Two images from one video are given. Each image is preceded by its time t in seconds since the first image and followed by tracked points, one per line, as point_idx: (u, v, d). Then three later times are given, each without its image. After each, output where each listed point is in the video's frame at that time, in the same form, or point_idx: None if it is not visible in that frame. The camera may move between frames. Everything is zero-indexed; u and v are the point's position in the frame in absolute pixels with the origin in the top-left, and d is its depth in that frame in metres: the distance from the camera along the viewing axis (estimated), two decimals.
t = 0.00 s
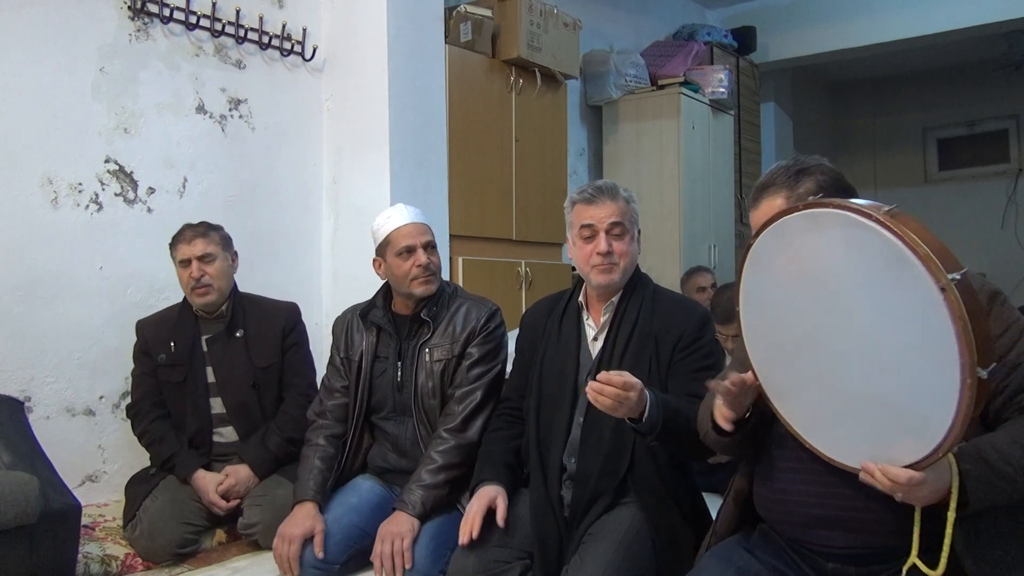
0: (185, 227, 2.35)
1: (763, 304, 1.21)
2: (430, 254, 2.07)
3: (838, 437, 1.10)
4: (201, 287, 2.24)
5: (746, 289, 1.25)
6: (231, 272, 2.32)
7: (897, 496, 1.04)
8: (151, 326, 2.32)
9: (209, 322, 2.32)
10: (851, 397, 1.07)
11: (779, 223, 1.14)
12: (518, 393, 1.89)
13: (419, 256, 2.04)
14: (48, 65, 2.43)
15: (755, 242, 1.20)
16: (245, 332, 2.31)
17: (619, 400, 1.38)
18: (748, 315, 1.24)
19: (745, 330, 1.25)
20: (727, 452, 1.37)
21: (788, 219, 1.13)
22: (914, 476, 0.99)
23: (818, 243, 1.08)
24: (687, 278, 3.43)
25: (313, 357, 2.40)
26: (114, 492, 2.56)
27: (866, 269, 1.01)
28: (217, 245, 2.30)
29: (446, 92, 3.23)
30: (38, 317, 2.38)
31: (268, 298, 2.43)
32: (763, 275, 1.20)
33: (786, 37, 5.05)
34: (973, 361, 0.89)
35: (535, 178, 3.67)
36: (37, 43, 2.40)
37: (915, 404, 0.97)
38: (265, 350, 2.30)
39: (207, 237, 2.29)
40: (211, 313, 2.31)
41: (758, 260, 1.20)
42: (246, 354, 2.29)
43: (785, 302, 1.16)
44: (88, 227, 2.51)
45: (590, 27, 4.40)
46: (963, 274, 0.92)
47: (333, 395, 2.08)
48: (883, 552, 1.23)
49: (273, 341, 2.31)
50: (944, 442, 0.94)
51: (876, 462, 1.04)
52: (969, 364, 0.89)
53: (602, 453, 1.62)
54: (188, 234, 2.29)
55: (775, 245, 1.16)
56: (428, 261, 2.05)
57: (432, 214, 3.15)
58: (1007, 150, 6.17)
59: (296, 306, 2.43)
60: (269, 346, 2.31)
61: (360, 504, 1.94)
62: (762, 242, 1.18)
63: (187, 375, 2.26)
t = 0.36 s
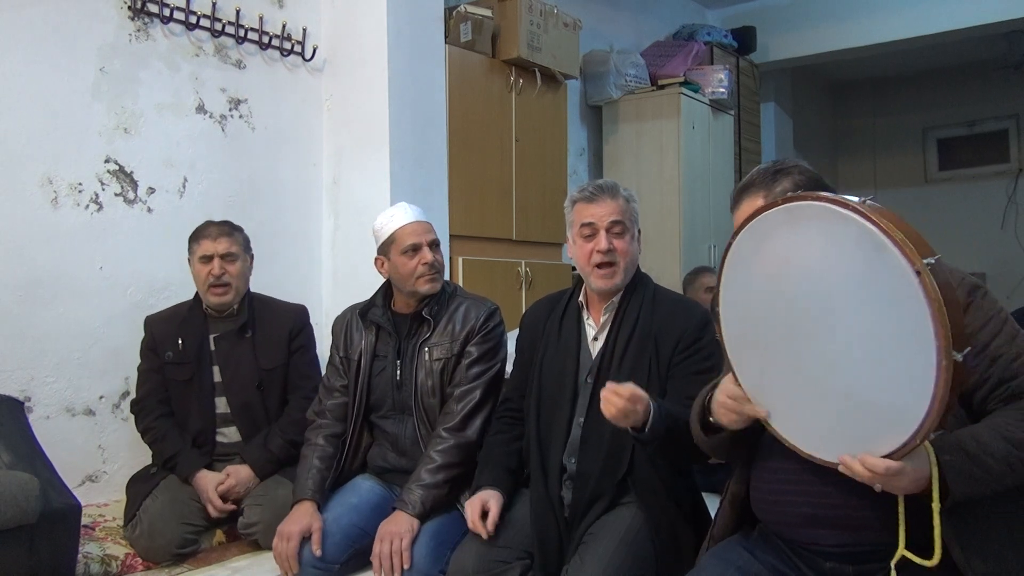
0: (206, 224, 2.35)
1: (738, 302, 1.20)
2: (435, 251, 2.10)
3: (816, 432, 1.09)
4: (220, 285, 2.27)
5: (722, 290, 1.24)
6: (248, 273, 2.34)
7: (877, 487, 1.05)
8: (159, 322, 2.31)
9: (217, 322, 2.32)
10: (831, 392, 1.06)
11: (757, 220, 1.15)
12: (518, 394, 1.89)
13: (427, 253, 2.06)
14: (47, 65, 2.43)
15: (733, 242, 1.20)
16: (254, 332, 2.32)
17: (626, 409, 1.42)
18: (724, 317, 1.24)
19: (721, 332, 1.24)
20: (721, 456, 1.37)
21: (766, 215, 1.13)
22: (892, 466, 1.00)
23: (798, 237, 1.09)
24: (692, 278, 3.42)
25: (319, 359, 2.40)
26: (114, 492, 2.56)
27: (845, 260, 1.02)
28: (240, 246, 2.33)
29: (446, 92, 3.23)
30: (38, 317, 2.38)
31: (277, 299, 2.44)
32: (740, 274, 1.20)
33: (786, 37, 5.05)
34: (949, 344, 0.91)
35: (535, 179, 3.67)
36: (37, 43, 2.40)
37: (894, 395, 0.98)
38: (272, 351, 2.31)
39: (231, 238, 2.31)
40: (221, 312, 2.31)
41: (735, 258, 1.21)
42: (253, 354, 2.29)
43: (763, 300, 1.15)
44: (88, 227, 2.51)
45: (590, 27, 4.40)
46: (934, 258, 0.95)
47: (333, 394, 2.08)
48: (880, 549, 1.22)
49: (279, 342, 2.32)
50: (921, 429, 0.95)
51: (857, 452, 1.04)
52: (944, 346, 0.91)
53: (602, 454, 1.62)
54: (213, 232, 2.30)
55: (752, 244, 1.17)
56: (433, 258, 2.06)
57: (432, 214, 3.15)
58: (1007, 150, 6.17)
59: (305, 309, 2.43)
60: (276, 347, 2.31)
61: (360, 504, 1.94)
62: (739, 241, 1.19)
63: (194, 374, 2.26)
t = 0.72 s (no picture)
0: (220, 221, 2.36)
1: (758, 302, 1.21)
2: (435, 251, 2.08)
3: (832, 434, 1.10)
4: (228, 281, 2.26)
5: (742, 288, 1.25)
6: (257, 271, 2.35)
7: (888, 493, 1.04)
8: (169, 316, 2.33)
9: (229, 319, 2.34)
10: (846, 395, 1.06)
11: (775, 220, 1.15)
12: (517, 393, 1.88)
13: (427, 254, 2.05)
14: (46, 65, 2.42)
15: (754, 240, 1.20)
16: (263, 329, 2.32)
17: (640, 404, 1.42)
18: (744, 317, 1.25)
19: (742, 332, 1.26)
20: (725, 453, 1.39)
21: (784, 216, 1.13)
22: (903, 473, 0.99)
23: (814, 239, 1.08)
24: (699, 278, 3.42)
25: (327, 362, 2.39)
26: (115, 491, 2.56)
27: (859, 264, 1.01)
28: (249, 244, 2.34)
29: (446, 92, 3.23)
30: (38, 316, 2.38)
31: (288, 300, 2.44)
32: (759, 274, 1.20)
33: (786, 37, 5.05)
34: (960, 355, 0.89)
35: (535, 179, 3.67)
36: (36, 42, 2.40)
37: (905, 401, 0.97)
38: (280, 350, 2.31)
39: (240, 234, 2.32)
40: (233, 310, 2.33)
41: (756, 258, 1.21)
42: (262, 352, 2.29)
43: (782, 301, 1.15)
44: (88, 227, 2.51)
45: (591, 27, 4.40)
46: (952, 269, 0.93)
47: (333, 393, 2.08)
48: (882, 550, 1.22)
49: (288, 341, 2.32)
50: (931, 438, 0.94)
51: (870, 458, 1.04)
52: (955, 358, 0.89)
53: (602, 455, 1.62)
54: (223, 228, 2.31)
55: (771, 243, 1.17)
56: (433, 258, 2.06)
57: (432, 214, 3.15)
58: (1007, 150, 6.17)
59: (315, 311, 2.43)
60: (284, 346, 2.31)
61: (360, 503, 1.94)
62: (759, 240, 1.19)
63: (202, 371, 2.26)
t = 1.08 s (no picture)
0: (241, 219, 2.39)
1: (769, 301, 1.21)
2: (430, 241, 2.10)
3: (838, 435, 1.11)
4: (246, 280, 2.28)
5: (753, 282, 1.25)
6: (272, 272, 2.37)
7: (891, 500, 1.05)
8: (174, 315, 2.32)
9: (235, 317, 2.35)
10: (852, 401, 1.08)
11: (785, 222, 1.13)
12: (515, 392, 1.87)
13: (420, 242, 2.07)
14: (45, 65, 2.42)
15: (763, 238, 1.20)
16: (272, 333, 2.33)
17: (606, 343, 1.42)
18: (755, 315, 1.25)
19: (753, 330, 1.26)
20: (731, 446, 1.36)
21: (793, 221, 1.12)
22: (907, 485, 1.01)
23: (823, 247, 1.07)
24: (699, 277, 3.42)
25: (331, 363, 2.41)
26: (114, 491, 2.56)
27: (869, 278, 1.01)
28: (269, 247, 2.37)
29: (446, 92, 3.23)
30: (38, 317, 2.38)
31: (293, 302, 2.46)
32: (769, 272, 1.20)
33: (786, 37, 5.05)
34: (968, 381, 0.90)
35: (535, 179, 3.67)
36: (36, 43, 2.40)
37: (912, 416, 0.98)
38: (285, 350, 2.32)
39: (262, 236, 2.35)
40: (240, 307, 2.34)
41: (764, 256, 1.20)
42: (268, 351, 2.30)
43: (791, 301, 1.16)
44: (88, 227, 2.51)
45: (591, 27, 4.40)
46: (965, 292, 0.92)
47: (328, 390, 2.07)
48: (884, 550, 1.23)
49: (293, 342, 2.33)
50: (938, 454, 0.96)
51: (875, 467, 1.05)
52: (965, 384, 0.90)
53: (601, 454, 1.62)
54: (247, 228, 2.34)
55: (780, 244, 1.16)
56: (427, 248, 2.08)
57: (432, 214, 3.15)
58: (1007, 150, 6.17)
59: (317, 313, 2.44)
60: (289, 346, 2.33)
61: (360, 503, 1.94)
62: (769, 239, 1.18)
63: (207, 368, 2.26)
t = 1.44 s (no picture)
0: (205, 223, 2.38)
1: (792, 285, 1.21)
2: (409, 260, 2.02)
3: (850, 425, 1.11)
4: (220, 279, 2.28)
5: (778, 265, 1.24)
6: (248, 268, 2.36)
7: (896, 493, 1.06)
8: (163, 321, 2.33)
9: (222, 318, 2.34)
10: (864, 393, 1.08)
11: (817, 204, 1.12)
12: (516, 396, 1.89)
13: (398, 263, 2.00)
14: (46, 64, 2.42)
15: (792, 219, 1.18)
16: (259, 328, 2.33)
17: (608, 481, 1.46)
18: (777, 299, 1.25)
19: (773, 314, 1.26)
20: (734, 438, 1.37)
21: (825, 204, 1.10)
22: (913, 479, 1.01)
23: (852, 234, 1.06)
24: (699, 277, 3.42)
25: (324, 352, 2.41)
26: (114, 491, 2.56)
27: (894, 270, 1.00)
28: (238, 241, 2.36)
29: (446, 92, 3.23)
30: (38, 317, 2.38)
31: (279, 297, 2.45)
32: (796, 254, 1.19)
33: (787, 37, 5.05)
34: (984, 383, 0.89)
35: (535, 179, 3.67)
36: (37, 43, 2.40)
37: (923, 411, 0.98)
38: (275, 347, 2.32)
39: (226, 232, 2.35)
40: (226, 309, 2.33)
41: (793, 237, 1.19)
42: (258, 350, 2.30)
43: (813, 288, 1.15)
44: (88, 227, 2.51)
45: (591, 27, 4.40)
46: (993, 293, 0.91)
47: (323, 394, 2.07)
48: (886, 551, 1.23)
49: (282, 338, 2.33)
50: (945, 452, 0.96)
51: (880, 457, 1.06)
52: (980, 386, 0.90)
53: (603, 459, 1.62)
54: (209, 228, 2.34)
55: (810, 226, 1.15)
56: (406, 269, 2.00)
57: (432, 214, 3.15)
58: (1007, 150, 6.17)
59: (306, 306, 2.44)
60: (279, 342, 2.32)
61: (360, 504, 1.94)
62: (798, 221, 1.17)
63: (198, 372, 2.26)
